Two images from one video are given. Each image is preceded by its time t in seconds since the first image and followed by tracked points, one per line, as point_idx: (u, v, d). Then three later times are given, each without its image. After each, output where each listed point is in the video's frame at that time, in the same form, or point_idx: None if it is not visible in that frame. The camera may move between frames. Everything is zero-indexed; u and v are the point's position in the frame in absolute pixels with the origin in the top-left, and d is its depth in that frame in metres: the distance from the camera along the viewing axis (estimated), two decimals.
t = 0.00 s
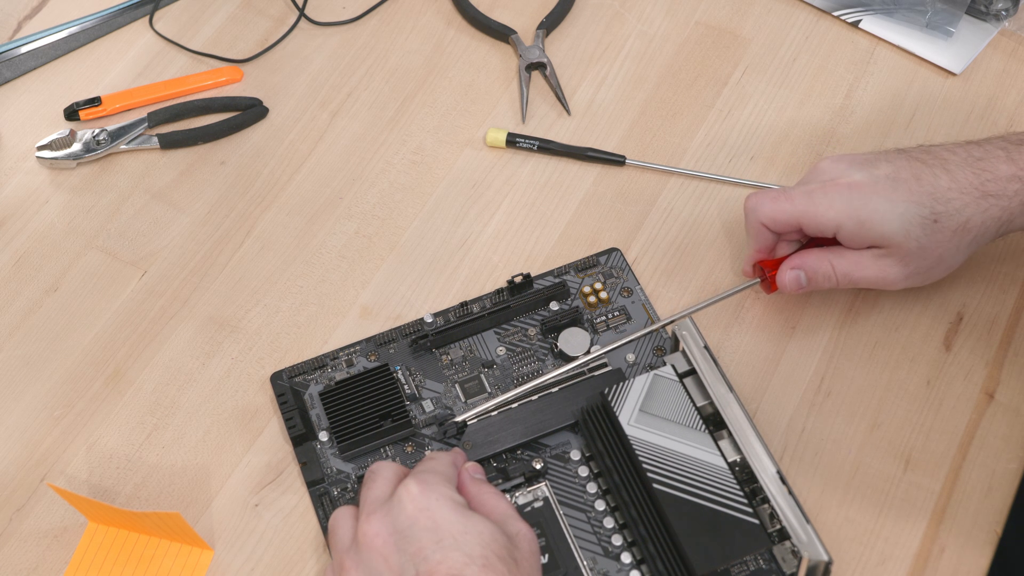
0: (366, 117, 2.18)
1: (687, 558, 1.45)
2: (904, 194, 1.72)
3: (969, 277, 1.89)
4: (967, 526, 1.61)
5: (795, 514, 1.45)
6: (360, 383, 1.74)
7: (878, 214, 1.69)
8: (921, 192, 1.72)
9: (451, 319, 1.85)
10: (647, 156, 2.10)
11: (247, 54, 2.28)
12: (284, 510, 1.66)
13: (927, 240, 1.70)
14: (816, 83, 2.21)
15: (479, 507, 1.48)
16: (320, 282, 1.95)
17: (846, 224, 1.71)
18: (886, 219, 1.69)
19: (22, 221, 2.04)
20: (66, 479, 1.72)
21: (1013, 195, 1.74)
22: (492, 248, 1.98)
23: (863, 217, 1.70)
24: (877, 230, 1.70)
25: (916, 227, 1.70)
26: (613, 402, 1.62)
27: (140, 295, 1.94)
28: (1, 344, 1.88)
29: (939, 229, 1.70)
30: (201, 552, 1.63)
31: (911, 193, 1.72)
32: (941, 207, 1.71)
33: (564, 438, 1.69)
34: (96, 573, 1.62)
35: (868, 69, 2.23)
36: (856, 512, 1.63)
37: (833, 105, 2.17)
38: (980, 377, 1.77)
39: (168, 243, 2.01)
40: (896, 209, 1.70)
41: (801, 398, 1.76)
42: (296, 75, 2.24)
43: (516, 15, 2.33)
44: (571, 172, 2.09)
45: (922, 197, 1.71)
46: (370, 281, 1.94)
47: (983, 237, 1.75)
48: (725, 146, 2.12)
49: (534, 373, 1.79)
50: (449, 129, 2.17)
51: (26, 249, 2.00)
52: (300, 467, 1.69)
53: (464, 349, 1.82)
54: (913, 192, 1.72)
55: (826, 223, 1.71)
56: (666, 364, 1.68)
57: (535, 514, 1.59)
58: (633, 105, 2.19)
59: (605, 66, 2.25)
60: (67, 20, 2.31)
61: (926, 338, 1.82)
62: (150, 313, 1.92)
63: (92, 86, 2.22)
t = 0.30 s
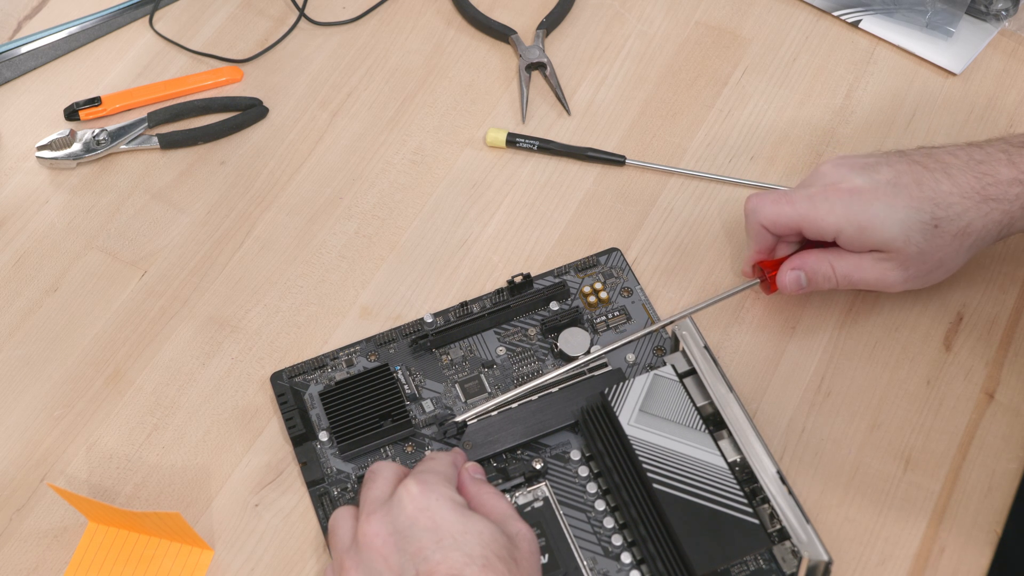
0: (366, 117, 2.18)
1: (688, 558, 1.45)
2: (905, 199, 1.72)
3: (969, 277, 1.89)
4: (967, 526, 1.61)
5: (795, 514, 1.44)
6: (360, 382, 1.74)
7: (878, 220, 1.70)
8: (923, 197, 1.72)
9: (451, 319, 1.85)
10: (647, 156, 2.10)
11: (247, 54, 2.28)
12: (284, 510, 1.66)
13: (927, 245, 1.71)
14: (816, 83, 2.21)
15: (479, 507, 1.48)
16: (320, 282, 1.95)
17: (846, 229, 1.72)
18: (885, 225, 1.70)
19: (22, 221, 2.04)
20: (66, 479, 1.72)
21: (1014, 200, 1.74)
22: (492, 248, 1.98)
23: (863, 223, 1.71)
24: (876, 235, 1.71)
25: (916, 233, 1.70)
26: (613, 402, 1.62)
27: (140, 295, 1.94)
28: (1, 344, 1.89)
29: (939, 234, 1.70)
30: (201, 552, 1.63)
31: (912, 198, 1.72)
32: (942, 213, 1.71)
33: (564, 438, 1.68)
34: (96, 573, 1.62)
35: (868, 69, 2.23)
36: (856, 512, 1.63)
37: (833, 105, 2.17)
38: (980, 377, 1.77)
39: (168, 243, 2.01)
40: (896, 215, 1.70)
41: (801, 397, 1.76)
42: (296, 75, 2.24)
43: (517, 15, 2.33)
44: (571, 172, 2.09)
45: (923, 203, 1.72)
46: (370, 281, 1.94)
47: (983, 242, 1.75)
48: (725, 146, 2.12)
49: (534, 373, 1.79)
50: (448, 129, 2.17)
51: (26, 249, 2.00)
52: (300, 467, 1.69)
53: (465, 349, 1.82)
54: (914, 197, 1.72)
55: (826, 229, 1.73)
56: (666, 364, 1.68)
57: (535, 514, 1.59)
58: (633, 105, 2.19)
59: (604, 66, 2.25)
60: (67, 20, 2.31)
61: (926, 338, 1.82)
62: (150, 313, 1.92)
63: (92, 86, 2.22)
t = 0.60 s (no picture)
0: (366, 117, 2.18)
1: (687, 559, 1.45)
2: (907, 211, 1.74)
3: (969, 277, 1.89)
4: (967, 526, 1.61)
5: (795, 515, 1.44)
6: (361, 382, 1.74)
7: (879, 232, 1.72)
8: (926, 209, 1.74)
9: (451, 319, 1.85)
10: (647, 156, 2.10)
11: (247, 54, 2.28)
12: (285, 510, 1.66)
13: (929, 257, 1.73)
14: (815, 83, 2.21)
15: (479, 508, 1.48)
16: (320, 282, 1.95)
17: (848, 241, 1.74)
18: (887, 237, 1.72)
19: (22, 221, 2.04)
20: (66, 479, 1.72)
21: (1017, 209, 1.75)
22: (492, 248, 1.98)
23: (865, 234, 1.73)
24: (878, 247, 1.73)
25: (918, 245, 1.72)
26: (613, 402, 1.62)
27: (140, 295, 1.94)
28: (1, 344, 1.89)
29: (941, 246, 1.72)
30: (201, 553, 1.63)
31: (915, 210, 1.74)
32: (944, 225, 1.73)
33: (564, 438, 1.68)
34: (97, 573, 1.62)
35: (868, 69, 2.23)
36: (856, 512, 1.63)
37: (833, 105, 2.17)
38: (980, 377, 1.77)
39: (168, 243, 2.01)
40: (898, 228, 1.72)
41: (801, 397, 1.76)
42: (296, 75, 2.24)
43: (516, 15, 2.33)
44: (571, 172, 2.09)
45: (925, 215, 1.73)
46: (370, 281, 1.94)
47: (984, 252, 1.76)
48: (725, 146, 2.12)
49: (535, 373, 1.79)
50: (449, 129, 2.17)
51: (26, 249, 2.00)
52: (300, 466, 1.69)
53: (465, 349, 1.82)
54: (917, 210, 1.74)
55: (828, 239, 1.75)
56: (667, 364, 1.68)
57: (535, 515, 1.59)
58: (633, 105, 2.19)
59: (604, 66, 2.25)
60: (67, 20, 2.31)
61: (926, 338, 1.82)
62: (150, 313, 1.92)
63: (92, 86, 2.22)
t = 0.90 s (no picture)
0: (366, 117, 2.18)
1: (688, 559, 1.45)
2: (911, 225, 1.75)
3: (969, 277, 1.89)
4: (967, 526, 1.61)
5: (795, 515, 1.44)
6: (362, 382, 1.74)
7: (882, 244, 1.73)
8: (929, 223, 1.75)
9: (451, 319, 1.85)
10: (647, 156, 2.10)
11: (247, 54, 2.28)
12: (285, 510, 1.66)
13: (930, 270, 1.73)
14: (815, 83, 2.21)
15: (479, 508, 1.48)
16: (320, 282, 1.95)
17: (850, 252, 1.75)
18: (889, 249, 1.73)
19: (21, 221, 2.04)
20: (66, 479, 1.72)
21: (1019, 224, 1.77)
22: (492, 249, 1.98)
23: (868, 246, 1.74)
24: (880, 259, 1.73)
25: (920, 258, 1.73)
26: (613, 402, 1.62)
27: (140, 295, 1.94)
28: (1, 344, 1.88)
29: (943, 261, 1.73)
30: (201, 552, 1.63)
31: (918, 224, 1.75)
32: (947, 239, 1.73)
33: (564, 438, 1.68)
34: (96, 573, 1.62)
35: (868, 69, 2.23)
36: (856, 512, 1.63)
37: (833, 105, 2.17)
38: (980, 377, 1.77)
39: (168, 243, 2.01)
40: (901, 240, 1.73)
41: (801, 397, 1.76)
42: (296, 75, 2.24)
43: (516, 14, 2.33)
44: (571, 172, 2.09)
45: (929, 229, 1.74)
46: (370, 281, 1.94)
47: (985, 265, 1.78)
48: (725, 146, 2.12)
49: (534, 373, 1.79)
50: (448, 129, 2.17)
51: (26, 249, 2.00)
52: (300, 466, 1.69)
53: (465, 349, 1.82)
54: (921, 224, 1.75)
55: (830, 248, 1.75)
56: (667, 364, 1.68)
57: (535, 514, 1.60)
58: (633, 105, 2.19)
59: (604, 66, 2.25)
60: (67, 20, 2.31)
61: (926, 338, 1.82)
62: (150, 313, 1.92)
63: (92, 86, 2.22)
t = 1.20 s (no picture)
0: (366, 117, 2.18)
1: (688, 559, 1.45)
2: (901, 200, 1.73)
3: (970, 277, 1.89)
4: (967, 526, 1.61)
5: (795, 514, 1.44)
6: (361, 382, 1.73)
7: (872, 220, 1.71)
8: (919, 199, 1.74)
9: (451, 318, 1.85)
10: (647, 156, 2.10)
11: (247, 54, 2.28)
12: (285, 510, 1.66)
13: (922, 245, 1.72)
14: (815, 83, 2.21)
15: (479, 508, 1.48)
16: (320, 282, 1.95)
17: (840, 229, 1.73)
18: (880, 225, 1.71)
19: (22, 221, 2.04)
20: (66, 479, 1.72)
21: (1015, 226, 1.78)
22: (492, 249, 1.98)
23: (858, 222, 1.72)
24: (870, 235, 1.72)
25: (911, 234, 1.72)
26: (613, 402, 1.62)
27: (140, 295, 1.94)
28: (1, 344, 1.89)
29: (934, 235, 1.72)
30: (201, 553, 1.63)
31: (908, 200, 1.73)
32: (938, 215, 1.72)
33: (564, 437, 1.68)
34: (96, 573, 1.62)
35: (868, 69, 2.23)
36: (857, 512, 1.63)
37: (833, 105, 2.17)
38: (980, 377, 1.77)
39: (168, 243, 2.01)
40: (891, 215, 1.71)
41: (801, 397, 1.76)
42: (296, 75, 2.24)
43: (516, 15, 2.33)
44: (571, 172, 2.09)
45: (919, 205, 1.73)
46: (370, 281, 1.94)
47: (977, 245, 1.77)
48: (725, 146, 2.12)
49: (533, 373, 1.79)
50: (449, 129, 2.17)
51: (26, 249, 2.00)
52: (300, 466, 1.69)
53: (465, 349, 1.82)
54: (911, 199, 1.74)
55: (820, 228, 1.74)
56: (667, 364, 1.68)
57: (535, 514, 1.60)
58: (633, 105, 2.19)
59: (605, 66, 2.25)
60: (67, 20, 2.31)
61: (927, 338, 1.82)
62: (150, 313, 1.92)
63: (92, 86, 2.22)
